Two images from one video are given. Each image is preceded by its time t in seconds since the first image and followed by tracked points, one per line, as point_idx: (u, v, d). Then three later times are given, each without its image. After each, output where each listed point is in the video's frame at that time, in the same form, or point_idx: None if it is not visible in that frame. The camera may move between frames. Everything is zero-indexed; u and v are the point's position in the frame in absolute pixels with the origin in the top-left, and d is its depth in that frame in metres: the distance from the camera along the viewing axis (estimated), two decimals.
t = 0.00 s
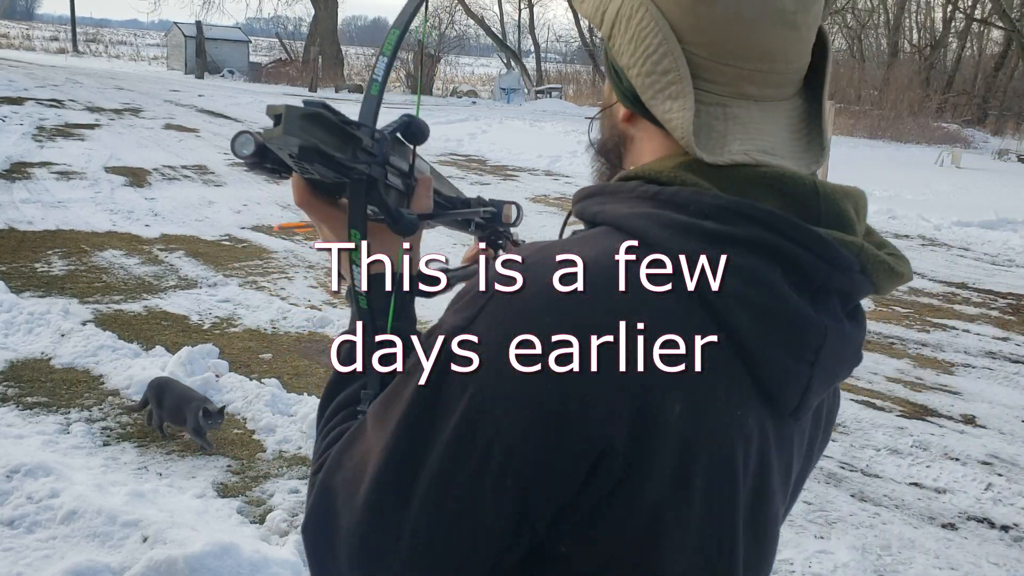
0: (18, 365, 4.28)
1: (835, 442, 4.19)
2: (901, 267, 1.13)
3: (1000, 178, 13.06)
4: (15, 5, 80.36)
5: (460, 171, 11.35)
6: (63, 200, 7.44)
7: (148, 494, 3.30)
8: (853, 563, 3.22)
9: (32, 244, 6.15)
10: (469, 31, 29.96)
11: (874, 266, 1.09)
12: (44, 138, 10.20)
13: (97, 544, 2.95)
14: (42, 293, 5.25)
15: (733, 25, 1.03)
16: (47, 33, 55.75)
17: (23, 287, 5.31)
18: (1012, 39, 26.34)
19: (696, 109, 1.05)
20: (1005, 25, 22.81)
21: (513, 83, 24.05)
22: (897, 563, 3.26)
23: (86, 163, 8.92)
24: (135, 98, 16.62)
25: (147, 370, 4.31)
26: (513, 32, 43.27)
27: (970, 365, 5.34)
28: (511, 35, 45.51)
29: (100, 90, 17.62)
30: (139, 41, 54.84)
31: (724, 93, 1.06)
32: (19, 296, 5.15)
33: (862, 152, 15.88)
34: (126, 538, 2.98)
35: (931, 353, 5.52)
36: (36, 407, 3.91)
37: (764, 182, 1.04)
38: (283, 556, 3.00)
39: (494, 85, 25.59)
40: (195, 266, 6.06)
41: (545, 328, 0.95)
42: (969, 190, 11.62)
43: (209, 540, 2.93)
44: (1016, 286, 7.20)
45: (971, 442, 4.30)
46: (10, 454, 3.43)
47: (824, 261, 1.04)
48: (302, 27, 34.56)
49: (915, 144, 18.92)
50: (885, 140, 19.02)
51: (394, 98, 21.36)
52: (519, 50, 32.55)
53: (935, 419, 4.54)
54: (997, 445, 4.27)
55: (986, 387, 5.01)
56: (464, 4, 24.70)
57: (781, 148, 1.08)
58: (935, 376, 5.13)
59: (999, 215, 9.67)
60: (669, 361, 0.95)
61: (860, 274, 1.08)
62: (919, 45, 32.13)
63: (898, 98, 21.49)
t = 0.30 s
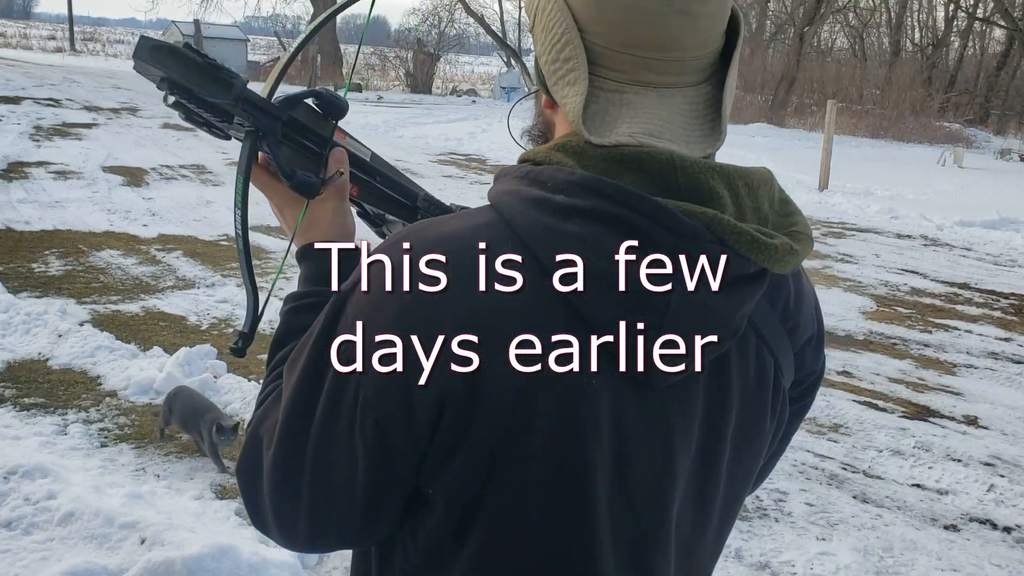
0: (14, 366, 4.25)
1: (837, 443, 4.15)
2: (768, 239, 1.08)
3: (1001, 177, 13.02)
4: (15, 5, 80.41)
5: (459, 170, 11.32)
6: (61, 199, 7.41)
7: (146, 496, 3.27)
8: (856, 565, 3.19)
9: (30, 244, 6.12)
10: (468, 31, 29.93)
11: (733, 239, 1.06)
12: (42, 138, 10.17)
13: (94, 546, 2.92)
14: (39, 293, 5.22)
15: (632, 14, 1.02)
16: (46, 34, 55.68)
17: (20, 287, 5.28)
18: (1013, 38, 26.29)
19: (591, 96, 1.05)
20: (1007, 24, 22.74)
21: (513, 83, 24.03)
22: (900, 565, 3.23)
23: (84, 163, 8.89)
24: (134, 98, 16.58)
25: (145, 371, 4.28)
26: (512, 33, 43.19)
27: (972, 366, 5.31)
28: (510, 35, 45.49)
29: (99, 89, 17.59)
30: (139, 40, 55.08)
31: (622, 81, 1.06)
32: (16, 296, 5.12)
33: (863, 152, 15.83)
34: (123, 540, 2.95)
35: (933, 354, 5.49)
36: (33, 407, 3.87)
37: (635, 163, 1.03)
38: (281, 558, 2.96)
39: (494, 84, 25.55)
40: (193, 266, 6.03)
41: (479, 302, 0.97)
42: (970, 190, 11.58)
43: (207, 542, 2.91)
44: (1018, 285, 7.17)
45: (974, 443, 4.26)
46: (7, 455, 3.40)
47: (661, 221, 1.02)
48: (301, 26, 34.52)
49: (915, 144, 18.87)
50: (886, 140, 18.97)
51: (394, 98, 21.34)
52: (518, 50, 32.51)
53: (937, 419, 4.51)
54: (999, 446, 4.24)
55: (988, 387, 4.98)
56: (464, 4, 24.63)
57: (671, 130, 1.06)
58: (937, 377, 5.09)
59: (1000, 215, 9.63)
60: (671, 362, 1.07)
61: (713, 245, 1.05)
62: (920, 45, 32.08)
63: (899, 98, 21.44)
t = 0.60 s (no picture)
0: (14, 366, 4.25)
1: (837, 443, 4.16)
2: (569, 209, 1.03)
3: (1002, 177, 13.02)
4: (15, 5, 80.55)
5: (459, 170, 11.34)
6: (61, 200, 7.42)
7: (146, 496, 3.27)
8: (856, 565, 3.19)
9: (30, 244, 6.13)
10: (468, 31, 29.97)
11: (521, 203, 1.03)
12: (42, 138, 10.18)
13: (95, 546, 2.92)
14: (39, 293, 5.22)
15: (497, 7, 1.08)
16: (47, 34, 55.80)
17: (20, 287, 5.28)
18: (1013, 39, 26.34)
19: (454, 82, 1.13)
20: (1006, 24, 22.78)
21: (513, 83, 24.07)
22: (900, 566, 3.23)
23: (85, 163, 8.90)
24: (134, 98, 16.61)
25: (145, 371, 4.29)
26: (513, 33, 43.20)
27: (972, 366, 5.31)
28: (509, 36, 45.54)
29: (99, 90, 17.62)
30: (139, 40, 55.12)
31: (488, 68, 1.12)
32: (17, 296, 5.13)
33: (863, 152, 15.84)
34: (124, 540, 2.95)
35: (933, 354, 5.49)
36: (33, 408, 3.87)
37: (452, 140, 1.05)
38: (281, 558, 2.95)
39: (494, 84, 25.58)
40: (193, 266, 6.03)
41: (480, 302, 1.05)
42: (970, 190, 11.58)
43: (207, 542, 2.92)
44: (1018, 286, 7.17)
45: (974, 443, 4.27)
46: (7, 456, 3.40)
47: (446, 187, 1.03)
48: (300, 27, 34.57)
49: (916, 144, 18.88)
50: (886, 141, 18.99)
51: (394, 98, 21.36)
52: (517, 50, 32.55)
53: (937, 420, 4.51)
54: (999, 446, 4.24)
55: (988, 388, 4.98)
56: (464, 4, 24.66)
57: (509, 108, 1.08)
58: (937, 377, 5.10)
59: (1000, 215, 9.63)
60: (674, 361, 1.18)
61: (498, 211, 1.03)
62: (919, 46, 32.13)
63: (899, 98, 21.47)
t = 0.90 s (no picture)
0: (18, 366, 4.29)
1: (836, 443, 4.18)
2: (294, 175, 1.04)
3: (1000, 178, 13.07)
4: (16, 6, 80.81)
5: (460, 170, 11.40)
6: (63, 200, 7.46)
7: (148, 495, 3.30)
8: (854, 564, 3.21)
9: (33, 245, 6.17)
10: (469, 32, 30.11)
11: (246, 160, 1.07)
12: (45, 139, 10.24)
13: (98, 545, 2.95)
14: (42, 293, 5.25)
15: None
16: (48, 34, 56.08)
17: (23, 287, 5.32)
18: (1011, 40, 26.42)
19: (271, 62, 1.20)
20: (1005, 25, 22.89)
21: (513, 84, 24.19)
22: (898, 565, 3.25)
23: (87, 164, 8.95)
24: (136, 99, 16.69)
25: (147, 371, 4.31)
26: (513, 32, 43.28)
27: (971, 366, 5.34)
28: (509, 36, 45.70)
29: (101, 90, 17.72)
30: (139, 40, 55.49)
31: (299, 48, 1.17)
32: (20, 296, 5.16)
33: (862, 153, 15.89)
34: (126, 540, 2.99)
35: (931, 354, 5.52)
36: (37, 407, 3.90)
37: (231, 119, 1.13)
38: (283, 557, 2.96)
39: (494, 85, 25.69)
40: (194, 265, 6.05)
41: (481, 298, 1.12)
42: (969, 191, 11.62)
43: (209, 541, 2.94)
44: (1017, 286, 7.20)
45: (972, 442, 4.30)
46: (10, 455, 3.43)
47: (193, 161, 1.16)
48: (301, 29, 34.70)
49: (915, 145, 18.95)
50: (884, 141, 19.05)
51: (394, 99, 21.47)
52: (518, 51, 32.68)
53: (936, 419, 4.54)
54: (997, 446, 4.27)
55: (986, 388, 5.01)
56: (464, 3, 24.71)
57: (290, 81, 1.13)
58: (935, 377, 5.13)
59: (999, 216, 9.66)
60: (673, 361, 1.27)
61: (227, 171, 1.09)
62: (918, 47, 32.21)
63: (898, 99, 21.55)
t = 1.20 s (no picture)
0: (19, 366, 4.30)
1: (836, 443, 4.19)
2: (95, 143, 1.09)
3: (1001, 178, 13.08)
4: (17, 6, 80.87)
5: (460, 171, 11.42)
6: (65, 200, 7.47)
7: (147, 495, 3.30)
8: (855, 565, 3.21)
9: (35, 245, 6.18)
10: (469, 33, 30.16)
11: (67, 129, 1.15)
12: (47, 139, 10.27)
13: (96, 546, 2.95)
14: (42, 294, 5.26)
15: None
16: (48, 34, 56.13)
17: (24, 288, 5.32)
18: (1012, 41, 26.42)
19: (143, 32, 1.24)
20: (1005, 25, 22.92)
21: (514, 85, 24.21)
22: (899, 565, 3.25)
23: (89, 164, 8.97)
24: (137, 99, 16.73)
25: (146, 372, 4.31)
26: (513, 33, 43.26)
27: (971, 366, 5.34)
28: (510, 37, 45.72)
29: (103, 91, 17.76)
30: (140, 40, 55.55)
31: (164, 17, 1.20)
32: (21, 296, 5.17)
33: (862, 153, 15.88)
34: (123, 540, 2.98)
35: (932, 354, 5.52)
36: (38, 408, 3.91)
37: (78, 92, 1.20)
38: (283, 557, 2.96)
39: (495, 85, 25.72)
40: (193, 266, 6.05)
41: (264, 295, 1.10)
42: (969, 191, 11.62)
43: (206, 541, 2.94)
44: (1017, 286, 7.20)
45: (972, 443, 4.30)
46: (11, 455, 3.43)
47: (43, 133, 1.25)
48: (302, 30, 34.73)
49: (916, 145, 18.97)
50: (885, 141, 19.05)
51: (395, 99, 21.50)
52: (518, 52, 32.71)
53: (936, 420, 4.54)
54: (998, 446, 4.26)
55: (987, 388, 5.01)
56: (464, 3, 24.69)
57: (148, 48, 1.17)
58: (935, 377, 5.12)
59: (999, 216, 9.66)
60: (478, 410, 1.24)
61: (58, 139, 1.17)
62: (918, 48, 32.21)
63: (898, 99, 21.58)
